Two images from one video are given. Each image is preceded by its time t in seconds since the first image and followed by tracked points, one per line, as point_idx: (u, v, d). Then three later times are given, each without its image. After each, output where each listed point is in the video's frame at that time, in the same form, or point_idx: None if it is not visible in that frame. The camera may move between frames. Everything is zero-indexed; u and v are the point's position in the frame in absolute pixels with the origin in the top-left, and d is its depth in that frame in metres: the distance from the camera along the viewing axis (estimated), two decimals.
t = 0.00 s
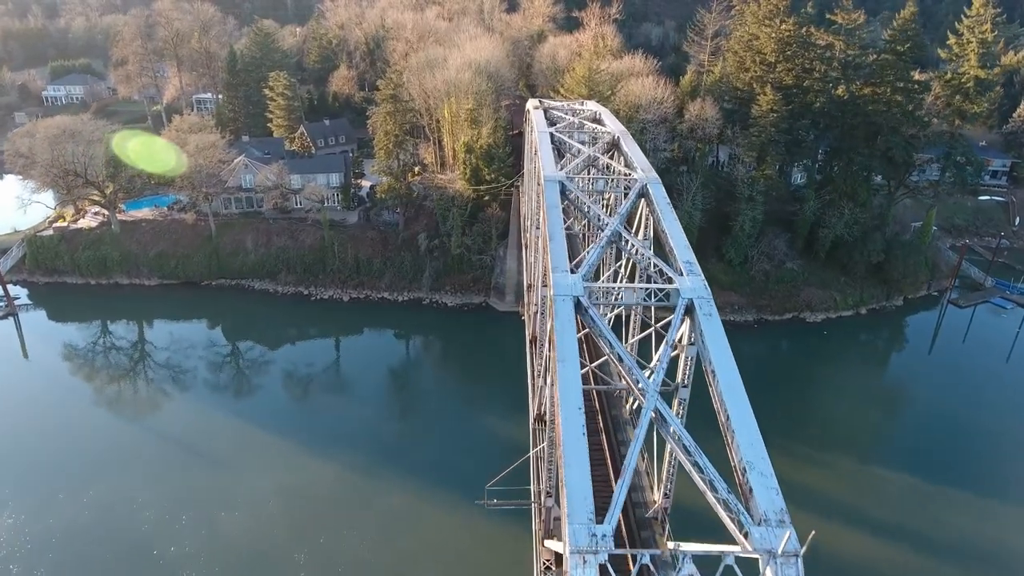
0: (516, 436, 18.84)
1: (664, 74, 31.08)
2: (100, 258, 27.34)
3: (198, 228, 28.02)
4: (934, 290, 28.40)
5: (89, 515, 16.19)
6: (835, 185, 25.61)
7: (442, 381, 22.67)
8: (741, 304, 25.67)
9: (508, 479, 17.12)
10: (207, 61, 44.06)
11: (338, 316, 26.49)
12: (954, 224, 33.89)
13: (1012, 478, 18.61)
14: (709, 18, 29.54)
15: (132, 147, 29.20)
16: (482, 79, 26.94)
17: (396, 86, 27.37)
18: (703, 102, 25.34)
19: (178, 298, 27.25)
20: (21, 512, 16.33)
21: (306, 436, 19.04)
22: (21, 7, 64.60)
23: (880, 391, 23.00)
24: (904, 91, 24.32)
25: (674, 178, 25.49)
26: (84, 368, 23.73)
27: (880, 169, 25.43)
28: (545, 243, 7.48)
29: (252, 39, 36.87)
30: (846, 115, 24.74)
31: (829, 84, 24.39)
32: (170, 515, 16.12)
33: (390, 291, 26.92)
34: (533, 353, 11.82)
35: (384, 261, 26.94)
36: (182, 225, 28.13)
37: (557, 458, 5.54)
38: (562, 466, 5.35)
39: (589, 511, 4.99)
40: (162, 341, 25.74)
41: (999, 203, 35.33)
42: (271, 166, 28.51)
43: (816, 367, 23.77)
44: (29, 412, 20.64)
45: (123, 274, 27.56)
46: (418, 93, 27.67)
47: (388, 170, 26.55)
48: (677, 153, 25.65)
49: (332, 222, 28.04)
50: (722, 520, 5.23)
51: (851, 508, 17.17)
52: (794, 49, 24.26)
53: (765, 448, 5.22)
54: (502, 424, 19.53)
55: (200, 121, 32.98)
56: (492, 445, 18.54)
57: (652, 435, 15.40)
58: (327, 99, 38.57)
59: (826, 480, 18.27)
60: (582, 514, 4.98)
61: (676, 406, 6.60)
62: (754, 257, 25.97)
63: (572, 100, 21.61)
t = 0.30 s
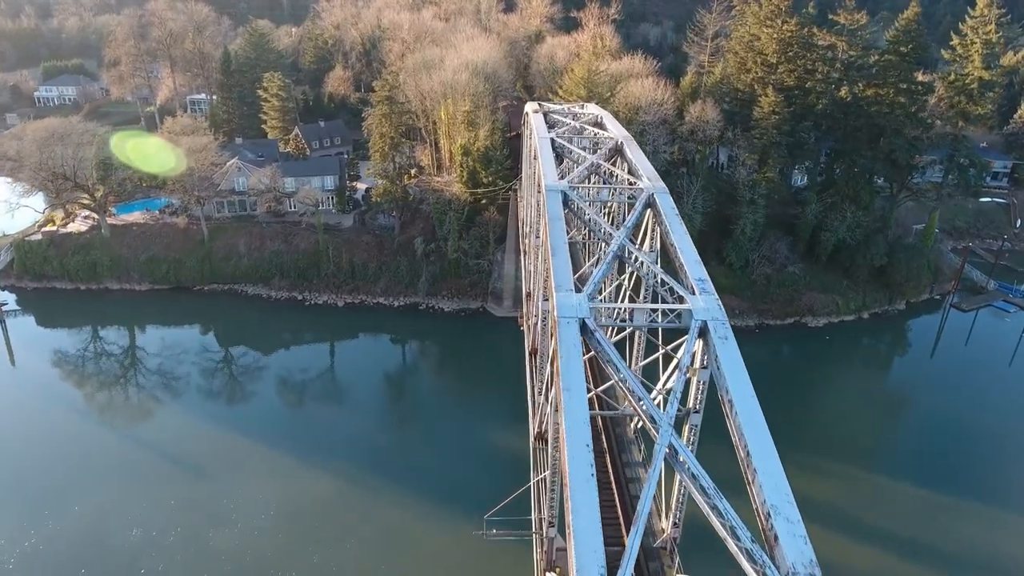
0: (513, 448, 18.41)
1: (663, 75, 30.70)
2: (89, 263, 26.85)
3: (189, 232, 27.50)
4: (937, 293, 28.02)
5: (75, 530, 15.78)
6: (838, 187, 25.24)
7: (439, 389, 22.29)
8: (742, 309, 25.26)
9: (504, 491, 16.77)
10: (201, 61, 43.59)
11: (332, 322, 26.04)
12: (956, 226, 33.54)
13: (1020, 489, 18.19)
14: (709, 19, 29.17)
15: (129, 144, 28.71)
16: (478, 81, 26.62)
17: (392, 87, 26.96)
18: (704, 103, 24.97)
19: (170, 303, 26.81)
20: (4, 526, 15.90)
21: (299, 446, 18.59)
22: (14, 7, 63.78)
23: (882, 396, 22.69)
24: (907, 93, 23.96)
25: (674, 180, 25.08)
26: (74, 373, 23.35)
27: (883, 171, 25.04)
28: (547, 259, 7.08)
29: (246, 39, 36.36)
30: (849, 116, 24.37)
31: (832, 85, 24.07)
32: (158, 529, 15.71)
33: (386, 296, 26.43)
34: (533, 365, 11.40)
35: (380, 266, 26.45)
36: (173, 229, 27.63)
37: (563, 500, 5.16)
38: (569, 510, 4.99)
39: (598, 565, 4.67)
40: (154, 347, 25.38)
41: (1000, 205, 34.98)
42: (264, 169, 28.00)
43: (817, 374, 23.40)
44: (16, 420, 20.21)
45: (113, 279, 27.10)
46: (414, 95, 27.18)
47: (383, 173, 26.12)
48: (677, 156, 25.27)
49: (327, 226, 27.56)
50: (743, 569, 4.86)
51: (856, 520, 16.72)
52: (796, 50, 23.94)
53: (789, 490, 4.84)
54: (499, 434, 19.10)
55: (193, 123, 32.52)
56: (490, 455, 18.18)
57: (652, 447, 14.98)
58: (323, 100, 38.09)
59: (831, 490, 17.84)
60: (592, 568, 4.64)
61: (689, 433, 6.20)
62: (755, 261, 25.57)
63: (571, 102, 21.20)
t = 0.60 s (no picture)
0: (506, 458, 17.96)
1: (656, 76, 30.39)
2: (71, 270, 26.19)
3: (174, 237, 26.89)
4: (931, 295, 27.86)
5: (54, 550, 15.29)
6: (833, 189, 25.01)
7: (431, 397, 21.87)
8: (737, 313, 24.95)
9: (496, 503, 16.38)
10: (186, 62, 42.90)
11: (321, 328, 25.52)
12: (949, 227, 33.45)
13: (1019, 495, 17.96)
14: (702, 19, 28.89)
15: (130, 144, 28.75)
16: (468, 82, 26.19)
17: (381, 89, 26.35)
18: (698, 105, 24.67)
19: (155, 311, 26.24)
20: None
21: (286, 459, 18.07)
22: None
23: (879, 400, 22.46)
24: (902, 94, 23.76)
25: (668, 183, 24.73)
26: (56, 383, 22.83)
27: (878, 173, 24.84)
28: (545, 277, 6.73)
29: (233, 39, 35.71)
30: (844, 118, 24.13)
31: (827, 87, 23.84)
32: (141, 547, 15.29)
33: (376, 302, 25.94)
34: (528, 378, 11.02)
35: (369, 271, 25.95)
36: (157, 235, 27.00)
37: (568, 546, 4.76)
38: (573, 560, 4.51)
39: None
40: (139, 355, 24.87)
41: (992, 206, 34.89)
42: (251, 173, 27.43)
43: (813, 378, 23.14)
44: None
45: (95, 286, 26.46)
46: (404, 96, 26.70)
47: (373, 177, 25.54)
48: (671, 158, 24.93)
49: (315, 231, 26.98)
50: None
51: (856, 529, 16.41)
52: (790, 51, 23.70)
53: (814, 537, 4.46)
54: (491, 444, 18.66)
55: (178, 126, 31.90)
56: (482, 465, 17.77)
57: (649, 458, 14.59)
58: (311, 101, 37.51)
59: (830, 498, 17.53)
60: None
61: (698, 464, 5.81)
62: (750, 264, 25.25)
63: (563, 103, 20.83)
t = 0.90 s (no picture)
0: (500, 469, 17.53)
1: (648, 77, 30.08)
2: (52, 277, 25.53)
3: (159, 243, 26.28)
4: (927, 297, 27.69)
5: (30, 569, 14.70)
6: (829, 191, 24.73)
7: (423, 404, 21.49)
8: (732, 316, 24.65)
9: (491, 516, 15.96)
10: (171, 63, 42.13)
11: (310, 335, 25.01)
12: (942, 227, 33.35)
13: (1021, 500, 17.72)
14: (695, 19, 28.67)
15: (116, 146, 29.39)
16: (459, 83, 25.88)
17: (370, 90, 25.75)
18: (692, 106, 24.36)
19: (139, 318, 25.64)
20: None
21: (276, 471, 17.58)
22: None
23: (876, 403, 22.24)
24: (897, 95, 23.51)
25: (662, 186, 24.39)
26: (38, 394, 22.25)
27: (874, 175, 24.60)
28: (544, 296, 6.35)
29: (219, 40, 35.07)
30: (839, 119, 23.89)
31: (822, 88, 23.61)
32: (121, 566, 14.72)
33: (366, 308, 25.41)
34: (524, 392, 10.57)
35: (359, 276, 25.45)
36: (141, 240, 26.36)
37: None
38: None
39: None
40: (124, 364, 24.33)
41: (984, 206, 34.76)
42: (237, 176, 26.81)
43: (809, 381, 22.90)
44: None
45: (77, 293, 25.78)
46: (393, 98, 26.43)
47: (361, 181, 25.00)
48: (664, 160, 24.63)
49: (303, 236, 26.43)
50: None
51: (857, 539, 16.08)
52: (784, 51, 23.45)
53: None
54: (485, 454, 18.23)
55: (162, 129, 31.25)
56: (474, 477, 17.37)
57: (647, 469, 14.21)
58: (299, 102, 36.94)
59: (830, 506, 17.22)
60: None
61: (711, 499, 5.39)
62: (745, 267, 24.92)
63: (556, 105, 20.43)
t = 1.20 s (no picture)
0: (497, 480, 17.10)
1: (645, 77, 29.71)
2: (37, 283, 24.93)
3: (147, 248, 25.72)
4: (927, 299, 27.42)
5: None
6: (829, 193, 24.44)
7: (418, 412, 21.06)
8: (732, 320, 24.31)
9: (488, 530, 15.55)
10: (161, 64, 41.51)
11: (302, 342, 24.51)
12: (940, 229, 33.14)
13: None
14: (692, 19, 28.41)
15: (95, 153, 30.27)
16: (453, 84, 25.47)
17: (362, 91, 25.23)
18: (690, 107, 23.99)
19: (127, 325, 25.11)
20: None
21: (268, 486, 17.10)
22: None
23: (877, 407, 21.95)
24: (898, 96, 23.21)
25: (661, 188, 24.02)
26: (23, 404, 21.72)
27: (873, 177, 24.31)
28: (547, 319, 5.96)
29: (209, 40, 34.44)
30: (839, 121, 23.56)
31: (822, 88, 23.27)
32: None
33: (359, 314, 24.95)
34: (524, 407, 10.15)
35: (352, 281, 24.96)
36: (129, 245, 25.79)
37: None
38: None
39: None
40: (112, 371, 23.79)
41: (982, 207, 34.54)
42: (226, 180, 26.23)
43: (809, 386, 22.60)
44: None
45: (63, 299, 25.20)
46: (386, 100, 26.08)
47: (353, 184, 24.43)
48: (662, 163, 24.28)
49: (295, 240, 25.92)
50: None
51: (862, 550, 15.73)
52: (783, 52, 23.15)
53: None
54: (482, 465, 17.82)
55: (151, 132, 30.69)
56: (470, 488, 16.96)
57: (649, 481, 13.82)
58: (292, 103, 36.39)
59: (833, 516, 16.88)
60: None
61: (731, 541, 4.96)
62: (744, 271, 24.58)
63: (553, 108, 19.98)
